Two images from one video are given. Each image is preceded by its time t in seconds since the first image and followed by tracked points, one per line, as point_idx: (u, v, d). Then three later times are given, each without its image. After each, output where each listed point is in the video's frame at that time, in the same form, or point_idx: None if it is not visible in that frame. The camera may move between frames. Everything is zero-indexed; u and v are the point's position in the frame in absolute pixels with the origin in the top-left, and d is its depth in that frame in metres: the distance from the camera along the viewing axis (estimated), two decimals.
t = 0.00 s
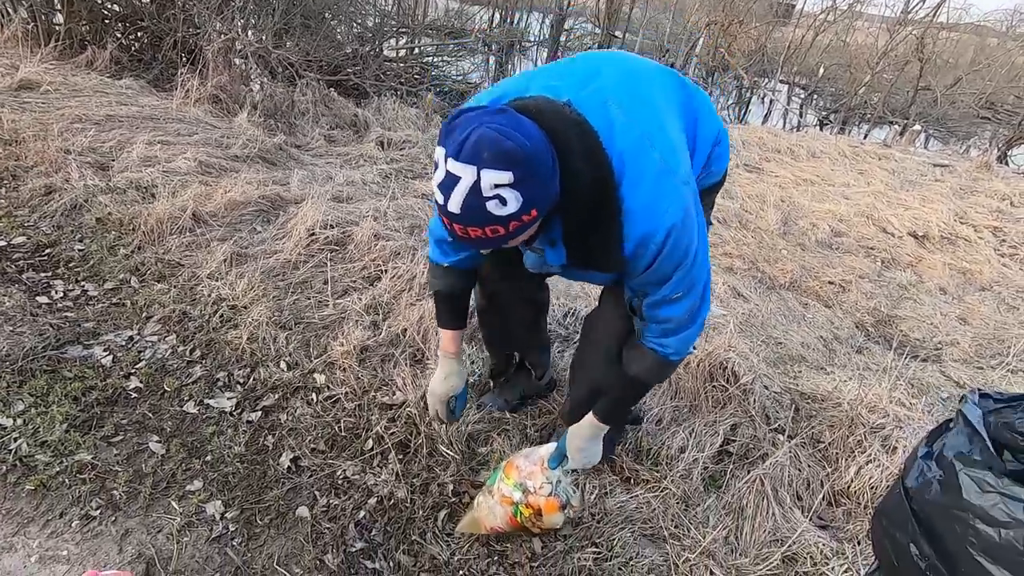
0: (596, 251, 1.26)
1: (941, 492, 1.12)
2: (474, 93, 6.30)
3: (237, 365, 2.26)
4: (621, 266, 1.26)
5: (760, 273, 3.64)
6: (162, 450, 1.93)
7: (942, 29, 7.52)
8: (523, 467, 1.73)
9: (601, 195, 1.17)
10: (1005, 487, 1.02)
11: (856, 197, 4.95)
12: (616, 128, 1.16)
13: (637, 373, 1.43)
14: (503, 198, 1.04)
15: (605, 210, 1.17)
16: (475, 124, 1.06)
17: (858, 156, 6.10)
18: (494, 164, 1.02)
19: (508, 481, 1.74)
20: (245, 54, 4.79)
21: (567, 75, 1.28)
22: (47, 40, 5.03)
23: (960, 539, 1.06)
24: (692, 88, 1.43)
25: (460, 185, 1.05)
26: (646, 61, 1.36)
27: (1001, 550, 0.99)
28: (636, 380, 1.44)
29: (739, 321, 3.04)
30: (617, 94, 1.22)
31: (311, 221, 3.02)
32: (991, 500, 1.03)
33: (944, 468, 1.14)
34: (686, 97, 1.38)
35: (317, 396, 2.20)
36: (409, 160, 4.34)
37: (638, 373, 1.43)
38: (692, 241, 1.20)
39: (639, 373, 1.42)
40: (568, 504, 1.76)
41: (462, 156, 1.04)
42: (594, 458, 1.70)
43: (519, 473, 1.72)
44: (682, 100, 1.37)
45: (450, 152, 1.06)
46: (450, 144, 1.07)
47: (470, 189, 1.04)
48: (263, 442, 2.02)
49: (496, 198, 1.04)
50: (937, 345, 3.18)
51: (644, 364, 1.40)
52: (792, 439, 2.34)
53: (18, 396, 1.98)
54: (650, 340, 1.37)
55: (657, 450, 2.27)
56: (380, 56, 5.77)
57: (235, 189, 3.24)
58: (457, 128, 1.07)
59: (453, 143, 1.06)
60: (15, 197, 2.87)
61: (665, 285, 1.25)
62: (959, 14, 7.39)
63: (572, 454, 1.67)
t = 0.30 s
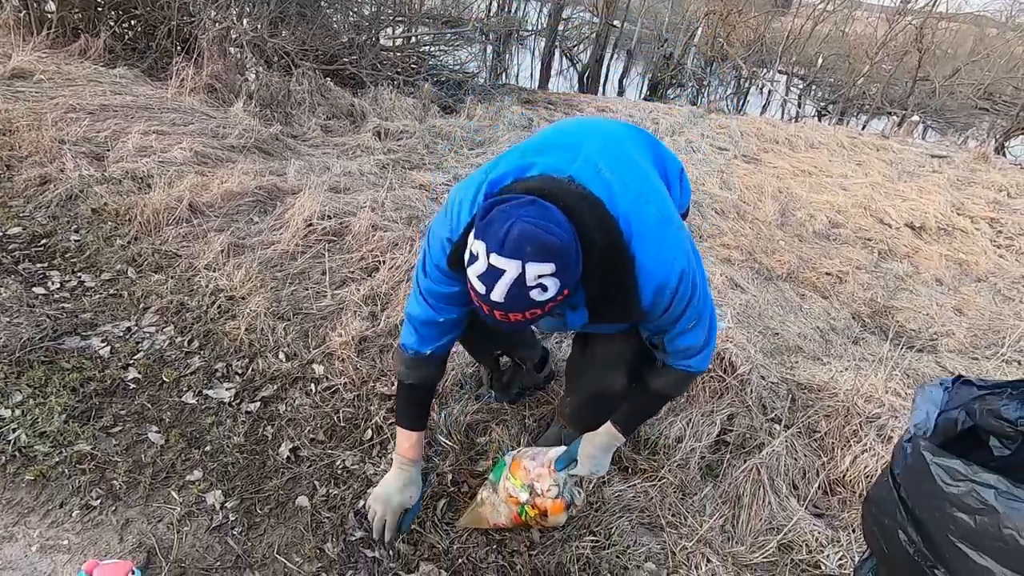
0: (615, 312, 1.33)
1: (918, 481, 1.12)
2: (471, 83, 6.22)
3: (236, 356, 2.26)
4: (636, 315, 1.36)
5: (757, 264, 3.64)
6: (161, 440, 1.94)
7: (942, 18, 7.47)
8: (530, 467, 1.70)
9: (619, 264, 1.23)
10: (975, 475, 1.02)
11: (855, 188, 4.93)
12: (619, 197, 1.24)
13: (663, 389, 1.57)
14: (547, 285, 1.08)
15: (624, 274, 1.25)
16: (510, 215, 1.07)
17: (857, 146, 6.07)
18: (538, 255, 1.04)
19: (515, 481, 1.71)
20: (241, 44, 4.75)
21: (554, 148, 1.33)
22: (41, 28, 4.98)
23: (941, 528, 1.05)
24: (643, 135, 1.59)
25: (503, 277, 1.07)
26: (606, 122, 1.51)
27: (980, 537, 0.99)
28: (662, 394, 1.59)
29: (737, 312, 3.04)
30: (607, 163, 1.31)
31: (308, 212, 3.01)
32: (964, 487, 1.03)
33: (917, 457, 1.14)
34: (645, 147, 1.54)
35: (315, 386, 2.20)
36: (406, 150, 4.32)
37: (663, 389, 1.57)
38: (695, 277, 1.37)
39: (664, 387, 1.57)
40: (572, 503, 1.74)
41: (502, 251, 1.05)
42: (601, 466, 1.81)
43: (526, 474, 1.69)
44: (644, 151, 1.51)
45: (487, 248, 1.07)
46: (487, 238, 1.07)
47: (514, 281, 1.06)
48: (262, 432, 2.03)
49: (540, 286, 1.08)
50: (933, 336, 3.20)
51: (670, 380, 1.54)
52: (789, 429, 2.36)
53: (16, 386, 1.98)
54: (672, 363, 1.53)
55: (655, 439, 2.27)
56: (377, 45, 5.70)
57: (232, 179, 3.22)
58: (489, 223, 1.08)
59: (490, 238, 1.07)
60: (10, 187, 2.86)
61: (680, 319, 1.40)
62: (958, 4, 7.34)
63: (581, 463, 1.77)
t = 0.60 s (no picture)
0: (624, 321, 1.42)
1: (894, 478, 1.11)
2: (468, 76, 6.16)
3: (233, 350, 2.26)
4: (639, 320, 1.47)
5: (755, 257, 3.65)
6: (159, 435, 1.94)
7: (941, 10, 7.42)
8: (529, 464, 1.72)
9: (621, 271, 1.35)
10: (950, 470, 1.02)
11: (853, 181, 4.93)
12: (609, 213, 1.37)
13: (669, 391, 1.71)
14: (564, 284, 1.17)
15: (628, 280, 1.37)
16: (520, 228, 1.18)
17: (855, 139, 6.06)
18: (552, 256, 1.15)
19: (514, 477, 1.72)
20: (236, 36, 4.72)
21: (542, 179, 1.45)
22: (34, 21, 4.95)
23: (920, 523, 1.06)
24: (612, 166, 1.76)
25: (524, 281, 1.15)
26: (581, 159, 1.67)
27: (960, 531, 0.99)
28: (666, 396, 1.72)
29: (734, 305, 3.04)
30: (592, 185, 1.44)
31: (305, 206, 3.00)
32: (941, 483, 1.03)
33: (893, 454, 1.13)
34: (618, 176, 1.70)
35: (313, 380, 2.21)
36: (404, 144, 4.30)
37: (669, 391, 1.71)
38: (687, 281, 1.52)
39: (668, 390, 1.70)
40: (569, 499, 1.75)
41: (519, 258, 1.14)
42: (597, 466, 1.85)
43: (525, 471, 1.71)
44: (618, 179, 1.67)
45: (504, 258, 1.16)
46: (502, 248, 1.16)
47: (535, 284, 1.15)
48: (260, 427, 2.03)
49: (558, 286, 1.17)
50: (928, 329, 3.21)
51: (673, 382, 1.68)
52: (785, 422, 2.37)
53: (13, 381, 1.98)
54: (676, 365, 1.67)
55: (652, 432, 2.27)
56: (373, 37, 5.66)
57: (228, 173, 3.21)
58: (502, 236, 1.17)
59: (505, 249, 1.16)
60: (5, 181, 2.85)
61: (681, 319, 1.54)
62: None
63: (580, 459, 1.81)
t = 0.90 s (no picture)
0: (620, 297, 1.51)
1: (888, 475, 1.11)
2: (466, 71, 6.12)
3: (231, 347, 2.26)
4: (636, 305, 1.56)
5: (753, 253, 3.65)
6: (158, 432, 1.94)
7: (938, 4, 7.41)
8: (528, 463, 1.72)
9: (615, 250, 1.46)
10: (942, 465, 1.03)
11: (851, 176, 4.92)
12: (599, 202, 1.52)
13: (668, 391, 1.74)
14: (563, 241, 1.29)
15: (621, 256, 1.48)
16: (520, 194, 1.31)
17: (854, 134, 6.04)
18: (552, 214, 1.28)
19: (512, 476, 1.72)
20: (232, 32, 4.69)
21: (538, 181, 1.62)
22: (29, 17, 4.92)
23: (913, 517, 1.06)
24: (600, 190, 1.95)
25: (526, 237, 1.26)
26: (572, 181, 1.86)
27: (953, 525, 1.01)
28: (665, 396, 1.75)
29: (732, 301, 3.04)
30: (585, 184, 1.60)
31: (303, 202, 3.00)
32: (933, 478, 1.04)
33: (884, 449, 1.14)
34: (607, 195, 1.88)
35: (311, 377, 2.21)
36: (401, 140, 4.28)
37: (668, 390, 1.74)
38: (680, 272, 1.62)
39: (667, 389, 1.74)
40: (568, 498, 1.76)
41: (520, 215, 1.26)
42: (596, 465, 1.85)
43: (523, 470, 1.71)
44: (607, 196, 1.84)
45: (506, 217, 1.27)
46: (505, 210, 1.29)
47: (536, 240, 1.26)
48: (258, 423, 2.03)
49: (558, 242, 1.28)
50: (925, 324, 3.22)
51: (673, 381, 1.72)
52: (782, 417, 2.38)
53: (10, 378, 1.98)
54: (675, 361, 1.72)
55: (650, 427, 2.26)
56: (370, 32, 5.63)
57: (225, 169, 3.20)
58: (505, 201, 1.30)
59: (508, 210, 1.28)
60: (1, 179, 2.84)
61: (676, 309, 1.63)
62: None
63: (579, 459, 1.80)
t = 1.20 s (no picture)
0: (616, 294, 1.57)
1: (880, 482, 1.12)
2: (461, 66, 6.09)
3: (227, 344, 2.25)
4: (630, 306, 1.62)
5: (749, 247, 3.65)
6: (153, 429, 1.93)
7: None
8: (525, 462, 1.71)
9: (617, 254, 1.52)
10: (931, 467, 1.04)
11: (847, 170, 4.92)
12: (607, 204, 1.60)
13: (661, 388, 1.75)
14: (571, 242, 1.36)
15: (618, 252, 1.52)
16: (534, 189, 1.38)
17: (850, 128, 6.04)
18: (564, 215, 1.35)
19: (509, 475, 1.72)
20: (226, 27, 4.66)
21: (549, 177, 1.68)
22: (21, 13, 4.88)
23: (907, 520, 1.07)
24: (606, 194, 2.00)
25: (537, 235, 1.33)
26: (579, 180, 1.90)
27: (949, 527, 1.01)
28: (656, 394, 1.77)
29: (728, 295, 3.05)
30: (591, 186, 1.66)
31: (298, 199, 2.99)
32: (926, 480, 1.05)
33: (874, 454, 1.14)
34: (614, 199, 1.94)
35: (307, 373, 2.20)
36: (397, 135, 4.27)
37: (660, 388, 1.75)
38: (676, 278, 1.68)
39: (658, 388, 1.75)
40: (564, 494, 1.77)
41: (534, 213, 1.33)
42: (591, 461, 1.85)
43: (520, 469, 1.71)
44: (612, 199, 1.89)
45: (520, 211, 1.34)
46: (519, 203, 1.35)
47: (547, 238, 1.33)
48: (254, 420, 2.03)
49: (566, 242, 1.36)
50: (920, 318, 3.23)
51: (665, 379, 1.74)
52: (778, 411, 2.39)
53: (3, 377, 1.97)
54: (666, 360, 1.73)
55: (646, 422, 2.27)
56: (365, 27, 5.60)
57: (219, 165, 3.18)
58: (520, 193, 1.37)
59: (521, 203, 1.35)
60: None
61: (669, 313, 1.68)
62: None
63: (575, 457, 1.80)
